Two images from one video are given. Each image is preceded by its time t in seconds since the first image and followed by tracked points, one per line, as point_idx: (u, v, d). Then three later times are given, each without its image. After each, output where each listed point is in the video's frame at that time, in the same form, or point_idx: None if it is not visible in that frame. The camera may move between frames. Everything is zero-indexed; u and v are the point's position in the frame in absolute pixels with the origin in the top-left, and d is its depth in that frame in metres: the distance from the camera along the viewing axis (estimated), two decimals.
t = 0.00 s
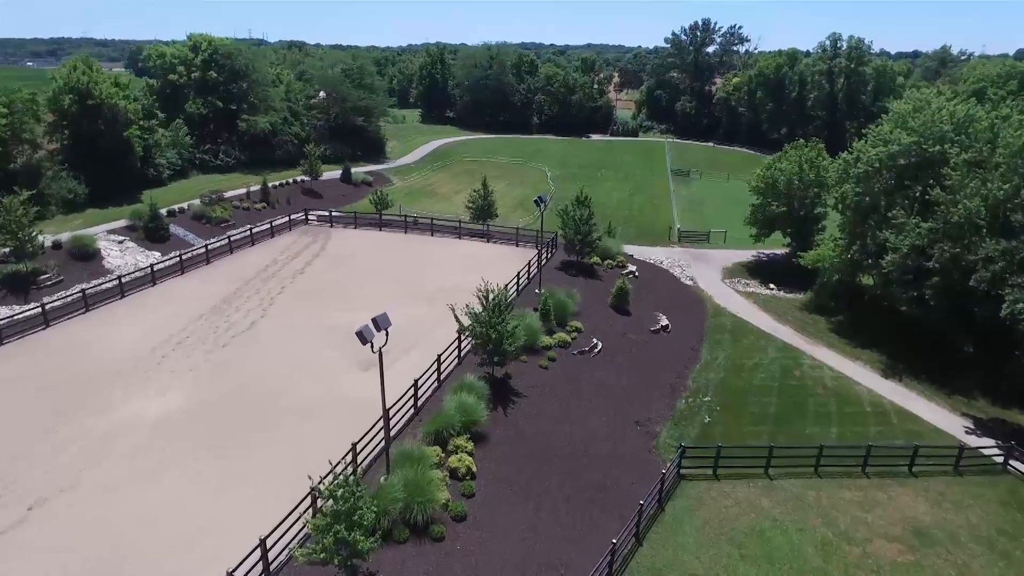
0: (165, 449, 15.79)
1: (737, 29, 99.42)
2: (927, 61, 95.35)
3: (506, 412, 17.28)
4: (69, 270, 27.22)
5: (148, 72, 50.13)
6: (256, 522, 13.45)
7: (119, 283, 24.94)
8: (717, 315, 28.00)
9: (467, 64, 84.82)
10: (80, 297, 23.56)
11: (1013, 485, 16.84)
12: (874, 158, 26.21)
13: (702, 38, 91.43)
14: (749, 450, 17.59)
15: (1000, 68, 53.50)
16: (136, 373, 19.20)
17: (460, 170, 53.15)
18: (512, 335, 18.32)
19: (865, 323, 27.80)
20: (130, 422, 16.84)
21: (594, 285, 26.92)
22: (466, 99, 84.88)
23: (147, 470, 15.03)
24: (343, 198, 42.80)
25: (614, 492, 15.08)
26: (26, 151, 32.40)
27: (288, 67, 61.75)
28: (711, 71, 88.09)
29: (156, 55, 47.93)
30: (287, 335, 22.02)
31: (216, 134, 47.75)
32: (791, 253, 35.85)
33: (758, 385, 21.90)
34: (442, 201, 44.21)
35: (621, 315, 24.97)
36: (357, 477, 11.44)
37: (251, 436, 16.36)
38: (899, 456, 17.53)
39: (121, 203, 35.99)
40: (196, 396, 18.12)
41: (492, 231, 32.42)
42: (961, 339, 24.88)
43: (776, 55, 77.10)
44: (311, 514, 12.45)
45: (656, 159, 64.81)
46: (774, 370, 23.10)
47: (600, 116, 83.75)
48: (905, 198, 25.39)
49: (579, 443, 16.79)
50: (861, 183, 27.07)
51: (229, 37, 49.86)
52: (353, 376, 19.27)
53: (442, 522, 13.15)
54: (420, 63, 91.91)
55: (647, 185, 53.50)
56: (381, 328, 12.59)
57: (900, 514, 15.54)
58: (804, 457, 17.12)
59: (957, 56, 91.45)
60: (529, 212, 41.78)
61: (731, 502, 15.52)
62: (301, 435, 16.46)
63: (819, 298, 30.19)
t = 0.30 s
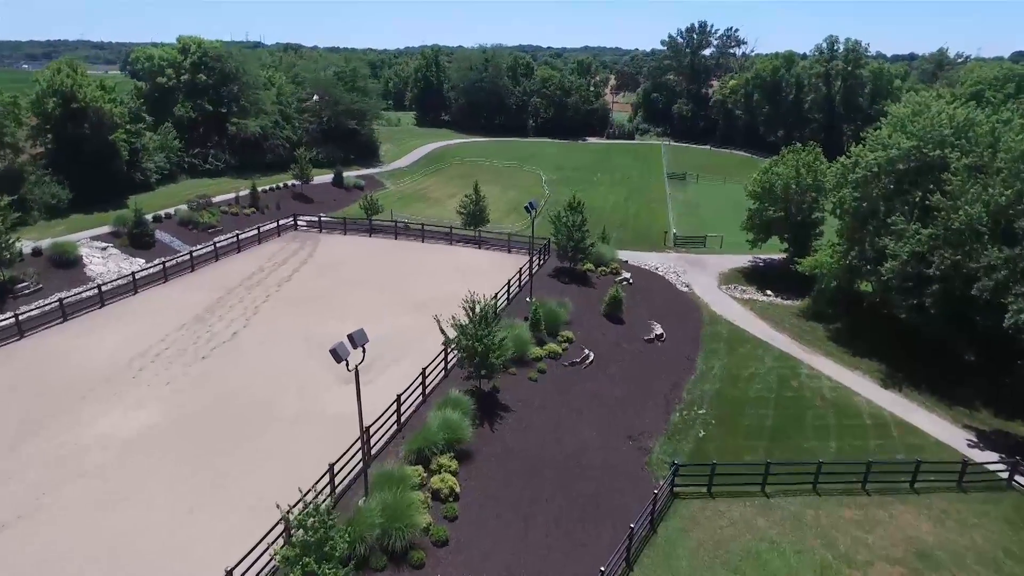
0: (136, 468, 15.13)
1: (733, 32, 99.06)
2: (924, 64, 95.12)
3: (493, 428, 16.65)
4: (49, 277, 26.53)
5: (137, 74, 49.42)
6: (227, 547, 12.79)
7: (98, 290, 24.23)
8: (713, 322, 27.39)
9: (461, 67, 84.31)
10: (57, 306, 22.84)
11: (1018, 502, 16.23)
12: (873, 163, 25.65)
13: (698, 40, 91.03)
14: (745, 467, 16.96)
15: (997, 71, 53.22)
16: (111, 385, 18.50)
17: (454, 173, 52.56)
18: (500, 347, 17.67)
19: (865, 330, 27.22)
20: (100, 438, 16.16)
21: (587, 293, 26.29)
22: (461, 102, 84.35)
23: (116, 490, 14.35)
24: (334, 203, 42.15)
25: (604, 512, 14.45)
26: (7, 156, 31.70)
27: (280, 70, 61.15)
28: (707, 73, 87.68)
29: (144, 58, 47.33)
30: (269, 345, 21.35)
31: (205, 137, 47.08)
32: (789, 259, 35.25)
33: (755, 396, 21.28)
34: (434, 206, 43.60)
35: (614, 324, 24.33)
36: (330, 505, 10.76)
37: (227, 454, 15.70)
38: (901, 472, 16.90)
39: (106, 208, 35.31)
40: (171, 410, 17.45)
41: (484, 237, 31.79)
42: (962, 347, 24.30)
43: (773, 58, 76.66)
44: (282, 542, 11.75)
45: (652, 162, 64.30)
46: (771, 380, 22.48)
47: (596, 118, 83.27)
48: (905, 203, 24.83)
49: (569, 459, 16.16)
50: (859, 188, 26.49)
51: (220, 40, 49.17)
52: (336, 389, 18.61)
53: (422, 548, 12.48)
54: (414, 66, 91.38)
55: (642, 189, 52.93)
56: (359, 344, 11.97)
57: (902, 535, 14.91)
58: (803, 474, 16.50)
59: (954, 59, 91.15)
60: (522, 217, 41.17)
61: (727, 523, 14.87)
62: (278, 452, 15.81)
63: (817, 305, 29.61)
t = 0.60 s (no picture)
0: (106, 493, 14.55)
1: (730, 35, 98.76)
2: (920, 66, 94.97)
3: (479, 445, 16.02)
4: (28, 286, 25.89)
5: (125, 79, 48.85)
6: None
7: (77, 300, 23.55)
8: (708, 331, 26.79)
9: (457, 70, 83.85)
10: (33, 316, 22.16)
11: None
12: (872, 168, 25.09)
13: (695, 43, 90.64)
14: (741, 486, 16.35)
15: (994, 74, 52.93)
16: (84, 401, 17.88)
17: (447, 178, 51.98)
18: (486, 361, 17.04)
19: (864, 339, 26.62)
20: (70, 460, 15.58)
21: (580, 301, 25.68)
22: (456, 105, 83.88)
23: (82, 518, 13.76)
24: (325, 208, 41.53)
25: (594, 535, 13.79)
26: None
27: (272, 74, 60.63)
28: (704, 76, 87.31)
29: (133, 62, 46.76)
30: (251, 357, 20.71)
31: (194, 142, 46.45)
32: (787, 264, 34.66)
33: (752, 409, 20.66)
34: (427, 211, 42.98)
35: (608, 333, 23.72)
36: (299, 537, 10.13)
37: (201, 477, 15.10)
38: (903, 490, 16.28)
39: (91, 214, 34.65)
40: (145, 428, 16.85)
41: (475, 243, 31.18)
42: (963, 356, 23.68)
43: (770, 60, 76.27)
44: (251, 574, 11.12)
45: (648, 166, 63.80)
46: (768, 391, 21.86)
47: (592, 121, 82.84)
48: (904, 209, 24.27)
49: (558, 478, 15.51)
50: (858, 194, 25.93)
51: (209, 43, 48.65)
52: (317, 406, 18.01)
53: None
54: (409, 70, 90.92)
55: (638, 193, 52.40)
56: (332, 363, 11.34)
57: (906, 557, 14.28)
58: (801, 493, 15.89)
59: (950, 62, 91.01)
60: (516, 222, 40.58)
61: (722, 546, 14.24)
62: (254, 474, 15.25)
63: (815, 312, 29.02)
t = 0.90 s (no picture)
0: (72, 515, 13.89)
1: (727, 37, 98.40)
2: (917, 69, 94.70)
3: (465, 464, 15.40)
4: (6, 295, 25.19)
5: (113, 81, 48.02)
6: None
7: (55, 309, 22.89)
8: (705, 339, 26.19)
9: (452, 73, 83.35)
10: (8, 327, 21.50)
11: None
12: (871, 172, 24.54)
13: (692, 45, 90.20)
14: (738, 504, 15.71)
15: (992, 77, 52.49)
16: (57, 416, 17.23)
17: (441, 181, 51.39)
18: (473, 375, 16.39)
19: (863, 347, 26.04)
20: (37, 480, 14.94)
21: (573, 310, 25.06)
22: (452, 108, 83.34)
23: (45, 543, 13.12)
24: (317, 213, 40.90)
25: (582, 559, 13.15)
26: None
27: (264, 78, 59.98)
28: (701, 78, 86.89)
29: (121, 64, 45.97)
30: (232, 368, 20.04)
31: (184, 145, 45.79)
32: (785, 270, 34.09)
33: (749, 421, 20.05)
34: (419, 215, 42.35)
35: (601, 343, 23.11)
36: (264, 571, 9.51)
37: (172, 498, 14.43)
38: (906, 508, 15.65)
39: (76, 220, 34.01)
40: (118, 446, 16.19)
41: (468, 250, 30.57)
42: (965, 364, 23.14)
43: (767, 63, 75.86)
44: None
45: (644, 169, 63.30)
46: (766, 403, 21.26)
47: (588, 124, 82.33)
48: (905, 215, 23.72)
49: (545, 497, 14.89)
50: (857, 199, 25.37)
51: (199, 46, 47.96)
52: (298, 421, 17.34)
53: None
54: (405, 72, 90.35)
55: (634, 197, 51.86)
56: (304, 383, 10.78)
57: None
58: (800, 511, 15.27)
59: (947, 65, 90.75)
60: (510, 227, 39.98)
61: (718, 570, 13.61)
62: (229, 494, 14.58)
63: (813, 319, 28.45)
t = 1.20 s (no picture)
0: (36, 539, 13.17)
1: (724, 41, 98.06)
2: (915, 73, 94.41)
3: (451, 484, 14.79)
4: None
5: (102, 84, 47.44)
6: None
7: (33, 319, 22.21)
8: (702, 348, 25.56)
9: (448, 76, 82.87)
10: None
11: None
12: (871, 178, 23.98)
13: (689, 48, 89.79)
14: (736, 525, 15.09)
15: (991, 80, 52.04)
16: (27, 432, 16.53)
17: (436, 186, 50.80)
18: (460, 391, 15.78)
19: (864, 356, 25.44)
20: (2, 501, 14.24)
21: (567, 319, 24.45)
22: (447, 111, 82.78)
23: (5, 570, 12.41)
24: (308, 218, 40.27)
25: None
26: None
27: (256, 81, 59.39)
28: (698, 82, 86.49)
29: (109, 67, 45.36)
30: (214, 381, 19.37)
31: (173, 149, 45.30)
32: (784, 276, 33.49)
33: (747, 435, 19.42)
34: (413, 220, 41.72)
35: (595, 354, 22.49)
36: None
37: (143, 521, 13.73)
38: (911, 529, 15.04)
39: (60, 226, 33.36)
40: (89, 464, 15.48)
41: (460, 256, 29.95)
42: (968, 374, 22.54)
43: (765, 66, 75.48)
44: None
45: (641, 173, 62.76)
46: (764, 416, 20.64)
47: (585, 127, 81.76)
48: (905, 222, 23.16)
49: (534, 518, 14.27)
50: (857, 205, 24.81)
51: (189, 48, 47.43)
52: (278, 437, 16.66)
53: None
54: (400, 75, 89.84)
55: (631, 201, 51.31)
56: (276, 406, 10.14)
57: None
58: (801, 533, 14.66)
59: (945, 68, 90.44)
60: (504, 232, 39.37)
61: None
62: (203, 517, 13.89)
63: (813, 327, 27.84)
